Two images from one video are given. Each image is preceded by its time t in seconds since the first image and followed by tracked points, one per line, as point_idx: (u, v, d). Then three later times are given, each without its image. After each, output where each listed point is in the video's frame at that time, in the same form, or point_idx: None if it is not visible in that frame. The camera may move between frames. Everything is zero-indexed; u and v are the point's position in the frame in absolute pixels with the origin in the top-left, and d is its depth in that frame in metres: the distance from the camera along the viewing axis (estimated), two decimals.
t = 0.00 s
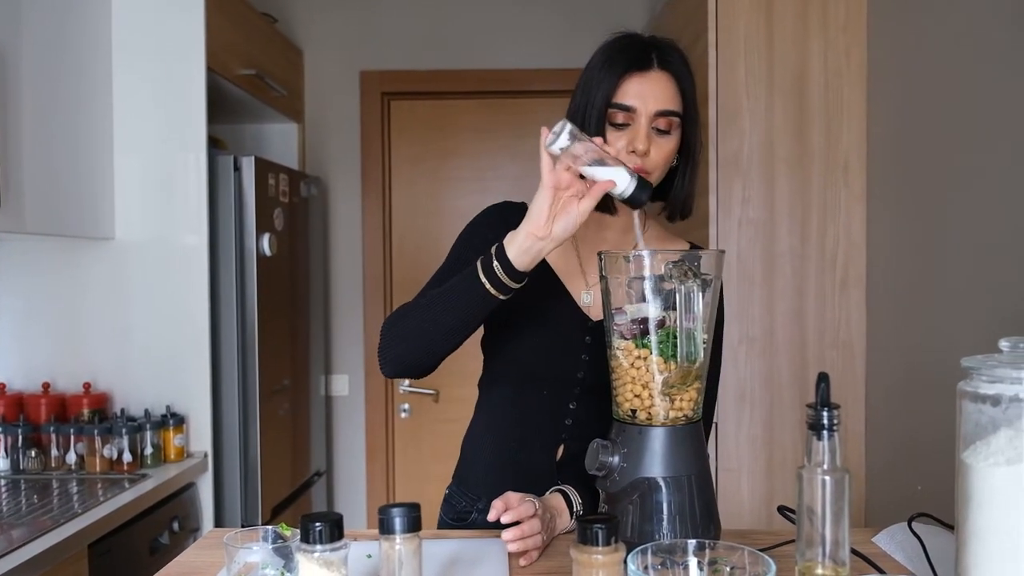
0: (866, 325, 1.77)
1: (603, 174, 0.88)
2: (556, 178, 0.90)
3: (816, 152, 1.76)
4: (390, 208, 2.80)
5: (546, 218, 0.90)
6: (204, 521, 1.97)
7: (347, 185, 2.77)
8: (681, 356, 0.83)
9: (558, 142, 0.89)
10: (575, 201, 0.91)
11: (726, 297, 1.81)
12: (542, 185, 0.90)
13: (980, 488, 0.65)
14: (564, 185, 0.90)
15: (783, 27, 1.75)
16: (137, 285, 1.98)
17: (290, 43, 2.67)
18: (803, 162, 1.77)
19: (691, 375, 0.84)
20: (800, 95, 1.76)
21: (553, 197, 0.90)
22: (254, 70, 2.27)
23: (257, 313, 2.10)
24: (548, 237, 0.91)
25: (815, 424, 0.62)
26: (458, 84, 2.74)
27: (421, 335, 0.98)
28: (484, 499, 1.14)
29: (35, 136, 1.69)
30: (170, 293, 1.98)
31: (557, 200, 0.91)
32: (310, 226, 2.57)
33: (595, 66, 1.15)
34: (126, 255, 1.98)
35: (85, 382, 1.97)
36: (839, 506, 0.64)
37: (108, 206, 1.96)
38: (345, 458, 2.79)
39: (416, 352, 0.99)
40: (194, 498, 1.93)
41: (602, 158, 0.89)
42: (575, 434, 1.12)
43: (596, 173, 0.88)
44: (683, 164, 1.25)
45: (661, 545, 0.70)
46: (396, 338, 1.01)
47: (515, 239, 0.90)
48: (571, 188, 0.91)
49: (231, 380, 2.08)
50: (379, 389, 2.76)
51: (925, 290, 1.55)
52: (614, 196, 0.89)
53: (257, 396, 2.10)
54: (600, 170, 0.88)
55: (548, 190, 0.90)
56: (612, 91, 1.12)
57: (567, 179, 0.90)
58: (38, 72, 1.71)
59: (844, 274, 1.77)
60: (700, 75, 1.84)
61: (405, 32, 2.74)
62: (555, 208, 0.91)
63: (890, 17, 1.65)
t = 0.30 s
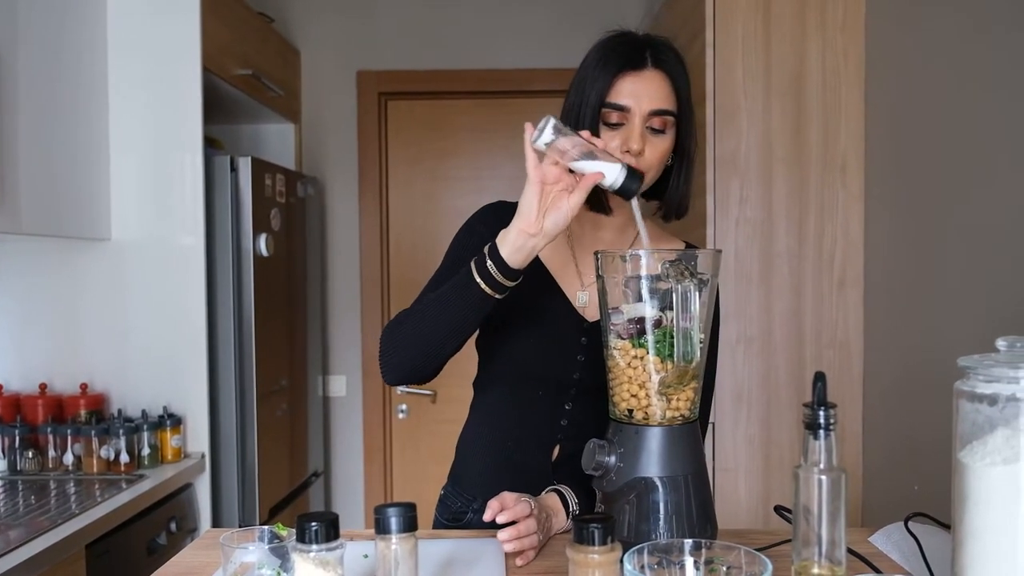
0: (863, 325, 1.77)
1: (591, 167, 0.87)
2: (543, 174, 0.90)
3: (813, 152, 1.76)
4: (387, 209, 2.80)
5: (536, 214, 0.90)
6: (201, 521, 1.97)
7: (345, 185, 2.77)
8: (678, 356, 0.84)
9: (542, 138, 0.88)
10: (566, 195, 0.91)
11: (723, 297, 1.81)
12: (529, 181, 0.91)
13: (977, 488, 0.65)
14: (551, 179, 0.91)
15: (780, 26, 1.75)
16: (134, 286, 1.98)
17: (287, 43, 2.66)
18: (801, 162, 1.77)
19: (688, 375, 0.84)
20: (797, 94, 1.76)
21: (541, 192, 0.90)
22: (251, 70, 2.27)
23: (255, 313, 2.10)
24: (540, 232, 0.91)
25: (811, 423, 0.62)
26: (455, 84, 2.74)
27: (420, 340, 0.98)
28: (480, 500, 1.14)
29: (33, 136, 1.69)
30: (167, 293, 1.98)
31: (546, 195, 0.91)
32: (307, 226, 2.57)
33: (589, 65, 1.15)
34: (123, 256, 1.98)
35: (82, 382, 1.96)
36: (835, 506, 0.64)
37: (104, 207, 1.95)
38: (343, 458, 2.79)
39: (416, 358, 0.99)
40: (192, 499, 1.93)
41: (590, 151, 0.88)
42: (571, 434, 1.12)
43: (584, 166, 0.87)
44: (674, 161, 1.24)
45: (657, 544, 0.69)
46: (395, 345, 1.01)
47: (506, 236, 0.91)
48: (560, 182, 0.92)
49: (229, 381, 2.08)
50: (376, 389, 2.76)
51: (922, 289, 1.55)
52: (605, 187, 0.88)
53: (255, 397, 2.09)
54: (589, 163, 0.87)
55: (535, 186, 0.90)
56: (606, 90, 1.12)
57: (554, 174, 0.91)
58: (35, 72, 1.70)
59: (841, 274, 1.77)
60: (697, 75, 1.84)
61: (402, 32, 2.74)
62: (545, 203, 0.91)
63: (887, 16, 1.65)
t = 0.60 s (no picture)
0: (862, 324, 1.77)
1: (596, 176, 0.84)
2: (544, 180, 0.89)
3: (813, 150, 1.76)
4: (386, 207, 2.80)
5: (539, 219, 0.90)
6: (200, 519, 1.97)
7: (344, 183, 2.76)
8: (678, 354, 0.84)
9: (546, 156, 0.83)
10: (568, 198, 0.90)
11: (723, 295, 1.80)
12: (530, 188, 0.90)
13: (977, 486, 0.65)
14: (552, 183, 0.90)
15: (780, 24, 1.75)
16: (133, 284, 1.98)
17: (286, 41, 2.66)
18: (800, 160, 1.77)
19: (687, 373, 0.84)
20: (797, 93, 1.76)
21: (543, 197, 0.90)
22: (250, 68, 2.26)
23: (254, 311, 2.10)
24: (544, 237, 0.91)
25: (812, 421, 0.62)
26: (454, 82, 2.74)
27: (421, 343, 0.98)
28: (479, 498, 1.14)
29: (32, 133, 1.69)
30: (166, 291, 1.97)
31: (548, 199, 0.90)
32: (306, 225, 2.57)
33: (587, 63, 1.14)
34: (122, 254, 1.97)
35: (80, 381, 1.96)
36: (835, 505, 0.64)
37: (103, 205, 1.95)
38: (342, 456, 2.79)
39: (418, 360, 0.99)
40: (190, 497, 1.93)
41: (591, 156, 0.84)
42: (570, 433, 1.12)
43: (589, 176, 0.84)
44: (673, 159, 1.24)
45: (657, 543, 0.69)
46: (397, 348, 1.01)
47: (511, 242, 0.91)
48: (561, 183, 0.90)
49: (228, 379, 2.08)
50: (375, 387, 2.76)
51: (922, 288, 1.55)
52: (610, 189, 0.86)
53: (253, 394, 2.09)
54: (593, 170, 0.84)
55: (537, 194, 0.89)
56: (604, 89, 1.12)
57: (554, 178, 0.89)
58: (34, 70, 1.70)
59: (841, 273, 1.77)
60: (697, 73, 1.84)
61: (401, 30, 2.74)
62: (547, 207, 0.90)
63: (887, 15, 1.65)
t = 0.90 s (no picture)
0: (862, 322, 1.77)
1: (591, 169, 0.84)
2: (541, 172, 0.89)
3: (812, 148, 1.76)
4: (385, 204, 2.79)
5: (535, 212, 0.90)
6: (199, 517, 1.97)
7: (342, 180, 2.76)
8: (678, 351, 0.83)
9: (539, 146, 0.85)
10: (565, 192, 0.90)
11: (722, 293, 1.80)
12: (527, 179, 0.89)
13: (977, 483, 0.65)
14: (549, 176, 0.90)
15: (780, 22, 1.75)
16: (131, 281, 1.97)
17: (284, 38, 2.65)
18: (800, 158, 1.76)
19: (687, 371, 0.84)
20: (796, 91, 1.76)
21: (540, 190, 0.90)
22: (248, 65, 2.25)
23: (252, 309, 2.10)
24: (540, 229, 0.91)
25: (812, 419, 0.62)
26: (453, 79, 2.73)
27: (418, 337, 0.97)
28: (478, 496, 1.14)
29: (30, 130, 1.68)
30: (164, 288, 1.97)
31: (545, 191, 0.90)
32: (304, 222, 2.56)
33: (584, 59, 1.14)
34: (119, 251, 1.97)
35: (78, 378, 1.96)
36: (835, 503, 0.64)
37: (101, 202, 1.95)
38: (341, 454, 2.79)
39: (415, 355, 0.99)
40: (189, 494, 1.93)
41: (586, 150, 0.84)
42: (570, 430, 1.12)
43: (583, 168, 0.84)
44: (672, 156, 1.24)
45: (657, 540, 0.69)
46: (394, 343, 1.00)
47: (506, 233, 0.91)
48: (558, 176, 0.90)
49: (226, 376, 2.07)
50: (374, 385, 2.75)
51: (921, 286, 1.54)
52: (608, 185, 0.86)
53: (251, 392, 2.09)
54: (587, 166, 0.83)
55: (532, 184, 0.89)
56: (602, 85, 1.12)
57: (551, 169, 0.89)
58: (32, 67, 1.70)
59: (840, 270, 1.77)
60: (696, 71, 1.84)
61: (400, 27, 2.73)
62: (544, 200, 0.90)
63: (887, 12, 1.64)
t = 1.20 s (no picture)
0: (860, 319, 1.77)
1: (599, 180, 0.83)
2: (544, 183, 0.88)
3: (811, 144, 1.76)
4: (383, 201, 2.79)
5: (537, 220, 0.89)
6: (196, 515, 1.96)
7: (340, 177, 2.75)
8: (678, 349, 0.83)
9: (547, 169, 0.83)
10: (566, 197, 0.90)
11: (721, 290, 1.80)
12: (528, 190, 0.88)
13: (977, 481, 0.64)
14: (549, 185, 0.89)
15: (779, 18, 1.74)
16: (128, 278, 1.97)
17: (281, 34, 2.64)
18: (798, 155, 1.76)
19: (687, 368, 0.84)
20: (795, 87, 1.76)
21: (540, 198, 0.89)
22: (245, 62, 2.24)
23: (249, 306, 2.09)
24: (540, 235, 0.91)
25: (812, 416, 0.62)
26: (451, 76, 2.72)
27: (418, 339, 0.97)
28: (477, 494, 1.13)
29: (26, 127, 1.67)
30: (161, 285, 1.96)
31: (545, 198, 0.89)
32: (302, 219, 2.55)
33: (581, 56, 1.14)
34: (116, 248, 1.96)
35: (74, 376, 1.95)
36: (836, 501, 0.63)
37: (97, 199, 1.94)
38: (339, 451, 2.78)
39: (415, 357, 0.98)
40: (186, 492, 1.92)
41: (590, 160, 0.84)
42: (569, 427, 1.12)
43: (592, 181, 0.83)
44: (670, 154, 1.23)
45: (657, 539, 0.69)
46: (393, 345, 1.00)
47: (506, 242, 0.91)
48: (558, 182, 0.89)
49: (223, 374, 2.07)
50: (371, 382, 2.75)
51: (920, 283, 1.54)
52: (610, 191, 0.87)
53: (249, 390, 2.09)
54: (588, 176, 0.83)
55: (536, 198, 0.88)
56: (599, 81, 1.11)
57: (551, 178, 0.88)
58: (28, 62, 1.69)
59: (839, 267, 1.77)
60: (695, 67, 1.83)
61: (397, 24, 2.72)
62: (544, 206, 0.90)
63: (886, 8, 1.64)
